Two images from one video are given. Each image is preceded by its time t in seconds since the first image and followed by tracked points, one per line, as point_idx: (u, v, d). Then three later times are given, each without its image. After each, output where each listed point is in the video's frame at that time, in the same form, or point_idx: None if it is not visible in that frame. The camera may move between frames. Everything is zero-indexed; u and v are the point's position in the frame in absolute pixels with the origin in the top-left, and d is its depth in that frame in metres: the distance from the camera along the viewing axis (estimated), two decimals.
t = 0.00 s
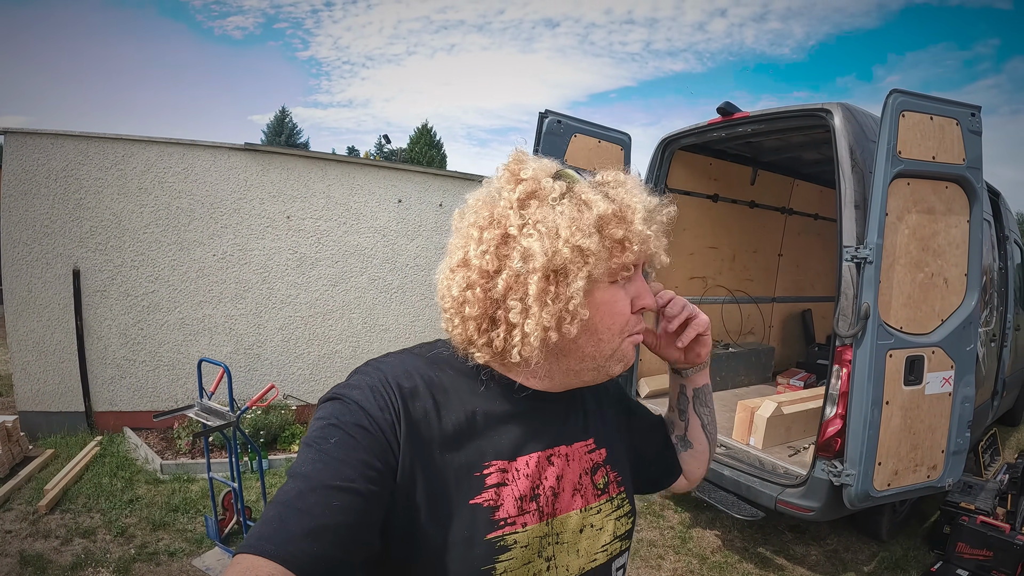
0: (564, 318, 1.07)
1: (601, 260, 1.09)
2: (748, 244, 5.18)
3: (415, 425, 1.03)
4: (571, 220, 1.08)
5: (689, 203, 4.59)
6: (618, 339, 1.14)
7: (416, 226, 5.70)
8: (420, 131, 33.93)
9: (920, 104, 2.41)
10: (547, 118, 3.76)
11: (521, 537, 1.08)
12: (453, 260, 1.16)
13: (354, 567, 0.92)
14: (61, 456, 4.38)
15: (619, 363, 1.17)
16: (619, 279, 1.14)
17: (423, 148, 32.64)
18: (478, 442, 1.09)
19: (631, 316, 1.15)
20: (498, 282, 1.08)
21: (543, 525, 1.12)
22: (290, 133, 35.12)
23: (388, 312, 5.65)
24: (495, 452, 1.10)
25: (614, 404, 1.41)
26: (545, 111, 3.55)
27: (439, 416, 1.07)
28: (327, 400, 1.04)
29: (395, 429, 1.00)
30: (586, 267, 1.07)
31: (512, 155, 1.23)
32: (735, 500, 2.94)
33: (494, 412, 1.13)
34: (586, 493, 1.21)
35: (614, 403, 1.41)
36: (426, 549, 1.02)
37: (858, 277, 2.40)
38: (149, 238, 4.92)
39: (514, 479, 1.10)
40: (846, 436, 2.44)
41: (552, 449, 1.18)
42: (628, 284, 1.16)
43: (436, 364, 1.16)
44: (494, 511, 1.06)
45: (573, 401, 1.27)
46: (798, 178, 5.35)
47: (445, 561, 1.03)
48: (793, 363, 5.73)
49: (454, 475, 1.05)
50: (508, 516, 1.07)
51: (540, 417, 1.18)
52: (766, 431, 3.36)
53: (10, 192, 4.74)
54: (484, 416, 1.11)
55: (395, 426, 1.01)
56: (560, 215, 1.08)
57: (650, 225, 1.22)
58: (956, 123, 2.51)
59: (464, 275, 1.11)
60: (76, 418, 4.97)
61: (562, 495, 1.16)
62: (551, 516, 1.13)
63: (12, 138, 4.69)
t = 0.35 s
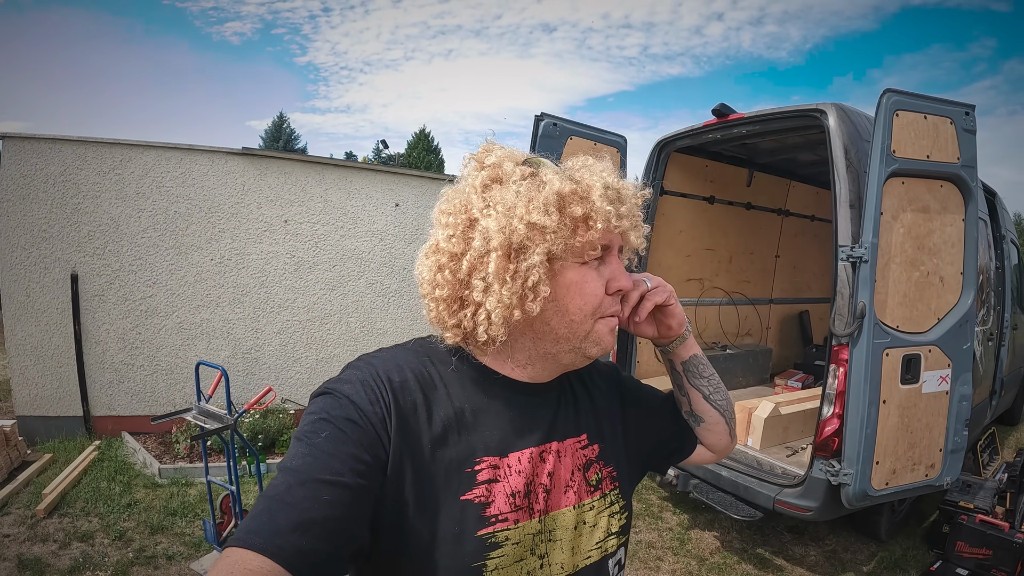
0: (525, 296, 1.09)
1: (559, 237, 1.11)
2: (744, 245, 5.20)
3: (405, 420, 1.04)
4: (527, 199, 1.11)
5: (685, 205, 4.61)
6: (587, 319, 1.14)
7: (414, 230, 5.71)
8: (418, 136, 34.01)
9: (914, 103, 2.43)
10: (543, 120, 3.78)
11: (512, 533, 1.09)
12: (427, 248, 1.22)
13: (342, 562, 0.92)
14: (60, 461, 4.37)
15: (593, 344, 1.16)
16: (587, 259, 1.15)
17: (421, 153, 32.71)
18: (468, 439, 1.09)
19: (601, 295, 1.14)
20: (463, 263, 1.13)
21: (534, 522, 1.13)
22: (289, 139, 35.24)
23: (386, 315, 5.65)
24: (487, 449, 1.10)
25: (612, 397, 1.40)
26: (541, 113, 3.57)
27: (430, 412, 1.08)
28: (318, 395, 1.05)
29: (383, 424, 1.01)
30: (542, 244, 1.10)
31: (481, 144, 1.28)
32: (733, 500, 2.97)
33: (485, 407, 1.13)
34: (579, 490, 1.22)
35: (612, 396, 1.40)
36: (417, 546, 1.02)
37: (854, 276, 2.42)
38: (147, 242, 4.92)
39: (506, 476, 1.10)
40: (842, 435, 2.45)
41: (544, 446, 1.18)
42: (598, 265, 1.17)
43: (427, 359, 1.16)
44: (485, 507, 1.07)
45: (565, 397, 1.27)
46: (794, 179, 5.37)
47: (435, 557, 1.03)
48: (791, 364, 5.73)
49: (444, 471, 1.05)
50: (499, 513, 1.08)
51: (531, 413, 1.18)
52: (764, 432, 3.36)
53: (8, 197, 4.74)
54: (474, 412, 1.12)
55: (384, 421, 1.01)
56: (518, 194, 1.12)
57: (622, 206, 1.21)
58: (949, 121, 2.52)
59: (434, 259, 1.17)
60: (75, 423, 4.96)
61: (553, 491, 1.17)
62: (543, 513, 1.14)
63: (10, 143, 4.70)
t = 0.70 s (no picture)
0: (561, 304, 1.09)
1: (597, 248, 1.12)
2: (745, 248, 5.20)
3: (420, 424, 1.04)
4: (570, 207, 1.11)
5: (686, 208, 4.62)
6: (610, 325, 1.16)
7: (414, 232, 5.71)
8: (417, 138, 34.01)
9: (914, 107, 2.44)
10: (545, 123, 3.79)
11: (528, 536, 1.09)
12: (449, 252, 1.17)
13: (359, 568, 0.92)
14: (60, 463, 4.36)
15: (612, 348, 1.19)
16: (612, 267, 1.17)
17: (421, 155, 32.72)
18: (482, 442, 1.09)
19: (622, 301, 1.17)
20: (497, 271, 1.09)
21: (549, 524, 1.12)
22: (288, 142, 35.27)
23: (386, 318, 5.65)
24: (501, 451, 1.10)
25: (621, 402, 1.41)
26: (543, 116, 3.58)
27: (444, 416, 1.08)
28: (332, 401, 1.05)
29: (399, 428, 1.01)
30: (582, 254, 1.10)
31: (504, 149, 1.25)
32: (736, 502, 2.98)
33: (497, 411, 1.13)
34: (593, 492, 1.22)
35: (621, 400, 1.41)
36: (431, 548, 1.02)
37: (855, 278, 2.42)
38: (147, 244, 4.92)
39: (521, 478, 1.10)
40: (845, 437, 2.45)
41: (558, 448, 1.18)
42: (620, 272, 1.18)
43: (440, 365, 1.16)
44: (500, 510, 1.07)
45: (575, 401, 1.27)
46: (794, 182, 5.39)
47: (450, 559, 1.03)
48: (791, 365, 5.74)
49: (459, 474, 1.05)
50: (514, 515, 1.08)
51: (543, 417, 1.18)
52: (765, 434, 3.37)
53: (9, 199, 4.74)
54: (486, 415, 1.12)
55: (399, 425, 1.01)
56: (562, 204, 1.11)
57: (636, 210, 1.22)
58: (949, 125, 2.54)
59: (462, 266, 1.13)
60: (75, 425, 4.95)
61: (568, 494, 1.17)
62: (557, 515, 1.14)
63: (11, 145, 4.70)
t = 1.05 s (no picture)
0: (599, 305, 1.11)
1: (635, 248, 1.14)
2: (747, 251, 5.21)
3: (439, 423, 1.03)
4: (614, 204, 1.12)
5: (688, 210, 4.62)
6: (636, 323, 1.20)
7: (416, 234, 5.70)
8: (417, 140, 34.05)
9: (916, 108, 2.44)
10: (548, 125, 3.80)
11: (551, 534, 1.08)
12: (480, 250, 1.12)
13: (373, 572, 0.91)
14: (60, 464, 4.34)
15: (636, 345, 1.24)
16: (641, 266, 1.20)
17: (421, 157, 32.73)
18: (500, 440, 1.10)
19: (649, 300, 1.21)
20: (533, 272, 1.08)
21: (574, 522, 1.12)
22: (288, 144, 35.33)
23: (388, 319, 5.64)
24: (520, 449, 1.11)
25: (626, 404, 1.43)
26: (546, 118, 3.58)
27: (462, 415, 1.07)
28: (345, 403, 1.03)
29: (417, 427, 1.00)
30: (624, 255, 1.12)
31: (532, 142, 1.22)
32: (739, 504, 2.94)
33: (513, 409, 1.14)
34: (617, 490, 1.23)
35: (625, 403, 1.43)
36: (454, 548, 1.01)
37: (859, 280, 2.41)
38: (148, 245, 4.91)
39: (543, 475, 1.11)
40: (849, 439, 2.44)
41: (579, 446, 1.20)
42: (647, 271, 1.22)
43: (453, 363, 1.16)
44: (522, 507, 1.06)
45: (587, 400, 1.28)
46: (795, 184, 5.39)
47: (473, 559, 1.02)
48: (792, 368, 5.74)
49: (478, 473, 1.05)
50: (537, 512, 1.08)
51: (557, 415, 1.19)
52: (769, 435, 3.36)
53: (10, 200, 4.74)
54: (503, 413, 1.12)
55: (418, 425, 1.00)
56: (608, 202, 1.11)
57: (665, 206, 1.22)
58: (952, 126, 2.54)
59: (495, 267, 1.09)
60: (75, 426, 4.93)
61: (592, 492, 1.17)
62: (582, 513, 1.14)
63: (13, 145, 4.70)
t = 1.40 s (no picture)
0: (642, 310, 1.11)
1: (677, 256, 1.16)
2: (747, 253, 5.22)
3: (467, 419, 1.04)
4: (661, 214, 1.13)
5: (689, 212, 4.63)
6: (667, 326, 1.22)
7: (417, 237, 5.71)
8: (416, 143, 34.07)
9: (916, 111, 2.45)
10: (549, 128, 3.81)
11: (577, 530, 1.08)
12: (525, 251, 1.11)
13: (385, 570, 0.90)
14: (60, 465, 4.33)
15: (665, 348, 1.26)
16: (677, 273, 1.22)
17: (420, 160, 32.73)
18: (527, 437, 1.10)
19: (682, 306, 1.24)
20: (581, 275, 1.08)
21: (598, 518, 1.12)
22: (287, 146, 35.36)
23: (388, 321, 5.64)
24: (546, 447, 1.11)
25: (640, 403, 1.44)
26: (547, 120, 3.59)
27: (489, 411, 1.08)
28: (370, 397, 1.03)
29: (445, 424, 1.01)
30: (669, 264, 1.13)
31: (580, 145, 1.22)
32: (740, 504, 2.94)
33: (538, 405, 1.14)
34: (635, 487, 1.23)
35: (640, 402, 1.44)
36: (480, 544, 1.01)
37: (859, 281, 2.42)
38: (149, 246, 4.91)
39: (567, 472, 1.11)
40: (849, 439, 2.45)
41: (599, 444, 1.20)
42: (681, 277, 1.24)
43: (477, 358, 1.16)
44: (549, 504, 1.07)
45: (608, 398, 1.29)
46: (795, 187, 5.40)
47: (501, 555, 1.02)
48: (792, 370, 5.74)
49: (506, 469, 1.05)
50: (563, 509, 1.08)
51: (580, 412, 1.20)
52: (769, 437, 3.37)
53: (11, 200, 4.74)
54: (529, 409, 1.13)
55: (445, 421, 1.01)
56: (656, 211, 1.12)
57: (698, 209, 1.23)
58: (952, 129, 2.55)
59: (541, 269, 1.09)
60: (75, 427, 4.92)
61: (613, 489, 1.17)
62: (605, 509, 1.14)
63: (14, 146, 4.70)
